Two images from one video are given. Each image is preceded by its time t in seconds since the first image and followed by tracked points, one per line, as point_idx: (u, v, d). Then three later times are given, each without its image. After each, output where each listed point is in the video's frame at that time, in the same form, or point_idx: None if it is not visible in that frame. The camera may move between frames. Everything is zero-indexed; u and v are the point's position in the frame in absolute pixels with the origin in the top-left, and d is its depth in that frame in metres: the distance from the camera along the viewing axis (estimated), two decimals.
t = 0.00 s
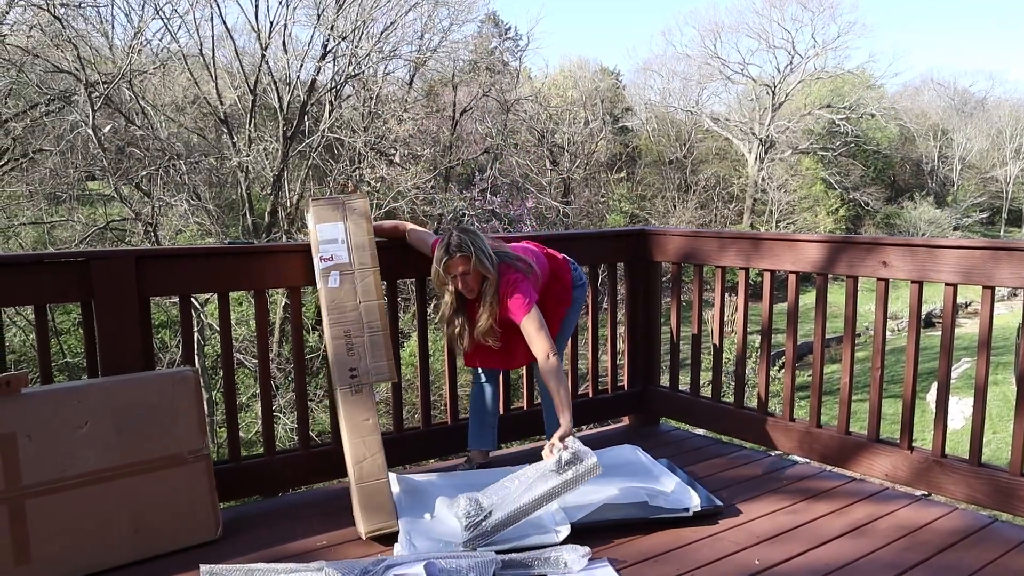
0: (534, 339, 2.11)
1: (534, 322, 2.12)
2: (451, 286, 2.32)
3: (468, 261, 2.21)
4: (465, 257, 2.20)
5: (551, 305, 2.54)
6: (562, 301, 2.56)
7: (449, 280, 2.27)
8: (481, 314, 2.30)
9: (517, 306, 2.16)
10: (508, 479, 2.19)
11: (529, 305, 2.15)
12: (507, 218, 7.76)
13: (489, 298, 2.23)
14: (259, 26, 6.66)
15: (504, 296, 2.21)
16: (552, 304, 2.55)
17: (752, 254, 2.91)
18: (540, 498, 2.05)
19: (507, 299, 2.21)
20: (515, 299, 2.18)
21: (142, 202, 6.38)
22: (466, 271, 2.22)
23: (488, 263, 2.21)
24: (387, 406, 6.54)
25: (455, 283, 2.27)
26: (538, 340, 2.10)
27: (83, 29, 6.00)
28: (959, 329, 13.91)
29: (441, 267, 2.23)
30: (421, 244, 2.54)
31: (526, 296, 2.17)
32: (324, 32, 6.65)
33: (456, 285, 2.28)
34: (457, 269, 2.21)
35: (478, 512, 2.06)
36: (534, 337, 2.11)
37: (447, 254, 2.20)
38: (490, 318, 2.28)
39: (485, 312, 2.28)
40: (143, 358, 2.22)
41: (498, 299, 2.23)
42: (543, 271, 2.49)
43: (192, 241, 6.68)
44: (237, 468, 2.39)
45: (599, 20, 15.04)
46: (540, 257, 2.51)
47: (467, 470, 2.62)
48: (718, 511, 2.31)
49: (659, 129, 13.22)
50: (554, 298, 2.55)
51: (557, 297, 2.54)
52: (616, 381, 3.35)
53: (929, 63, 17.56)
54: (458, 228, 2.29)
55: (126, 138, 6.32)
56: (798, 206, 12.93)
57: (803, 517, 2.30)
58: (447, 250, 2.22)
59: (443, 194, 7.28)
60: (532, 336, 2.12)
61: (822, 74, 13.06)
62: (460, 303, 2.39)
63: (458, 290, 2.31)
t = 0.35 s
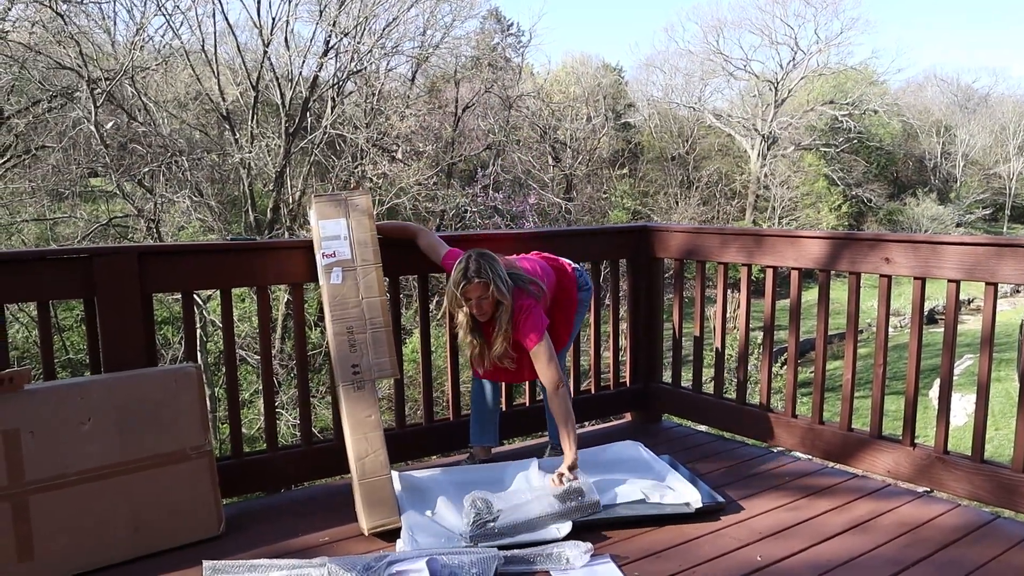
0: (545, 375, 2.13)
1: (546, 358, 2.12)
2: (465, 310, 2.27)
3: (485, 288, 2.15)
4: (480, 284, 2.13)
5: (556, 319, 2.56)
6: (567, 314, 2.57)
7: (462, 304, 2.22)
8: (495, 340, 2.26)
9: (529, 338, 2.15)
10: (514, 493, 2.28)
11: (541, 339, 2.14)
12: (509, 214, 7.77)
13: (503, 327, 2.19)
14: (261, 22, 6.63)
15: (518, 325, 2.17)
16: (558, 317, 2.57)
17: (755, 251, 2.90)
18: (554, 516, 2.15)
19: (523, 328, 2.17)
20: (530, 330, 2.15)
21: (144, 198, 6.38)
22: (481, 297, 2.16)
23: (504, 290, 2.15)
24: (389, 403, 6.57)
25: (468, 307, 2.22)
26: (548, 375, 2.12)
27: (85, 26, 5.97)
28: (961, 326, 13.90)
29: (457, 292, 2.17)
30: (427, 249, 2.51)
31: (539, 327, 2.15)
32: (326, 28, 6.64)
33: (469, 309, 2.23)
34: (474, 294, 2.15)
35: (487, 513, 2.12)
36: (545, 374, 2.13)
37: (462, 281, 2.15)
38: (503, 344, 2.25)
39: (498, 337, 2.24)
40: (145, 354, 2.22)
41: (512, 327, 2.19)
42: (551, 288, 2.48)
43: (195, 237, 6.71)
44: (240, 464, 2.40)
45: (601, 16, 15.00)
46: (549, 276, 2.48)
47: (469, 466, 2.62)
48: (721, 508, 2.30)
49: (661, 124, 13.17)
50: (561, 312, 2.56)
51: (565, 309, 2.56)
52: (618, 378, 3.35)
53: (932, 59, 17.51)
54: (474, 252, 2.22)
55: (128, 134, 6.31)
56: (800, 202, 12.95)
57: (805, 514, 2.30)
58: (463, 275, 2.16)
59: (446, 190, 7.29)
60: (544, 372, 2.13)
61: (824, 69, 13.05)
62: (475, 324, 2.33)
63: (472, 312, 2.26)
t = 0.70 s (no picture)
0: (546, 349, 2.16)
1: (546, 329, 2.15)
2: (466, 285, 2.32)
3: (485, 258, 2.21)
4: (479, 253, 2.20)
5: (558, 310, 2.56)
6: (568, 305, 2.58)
7: (463, 276, 2.28)
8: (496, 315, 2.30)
9: (530, 313, 2.18)
10: (514, 491, 2.28)
11: (543, 312, 2.17)
12: (510, 214, 7.78)
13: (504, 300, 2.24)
14: (262, 22, 6.65)
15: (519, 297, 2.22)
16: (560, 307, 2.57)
17: (756, 250, 2.90)
18: (555, 514, 2.15)
19: (522, 301, 2.22)
20: (530, 302, 2.18)
21: (146, 198, 6.38)
22: (480, 267, 2.22)
23: (503, 261, 2.22)
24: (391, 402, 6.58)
25: (469, 280, 2.27)
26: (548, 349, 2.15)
27: (87, 25, 5.98)
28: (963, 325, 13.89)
29: (458, 262, 2.23)
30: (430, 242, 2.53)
31: (541, 302, 2.18)
32: (327, 28, 6.64)
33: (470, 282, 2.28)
34: (474, 265, 2.21)
35: (489, 511, 2.13)
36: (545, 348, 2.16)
37: (462, 250, 2.21)
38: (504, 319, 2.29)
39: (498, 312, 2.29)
40: (147, 354, 2.22)
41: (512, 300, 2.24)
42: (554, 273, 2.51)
43: (196, 237, 6.71)
44: (242, 464, 2.40)
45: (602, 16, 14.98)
46: (552, 260, 2.52)
47: (471, 466, 2.62)
48: (722, 507, 2.30)
49: (663, 124, 13.15)
50: (563, 301, 2.57)
51: (567, 294, 2.57)
52: (620, 377, 3.34)
53: (934, 58, 17.49)
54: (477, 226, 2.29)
55: (129, 134, 6.30)
56: (801, 201, 12.97)
57: (806, 513, 2.29)
58: (463, 244, 2.22)
59: (447, 190, 7.29)
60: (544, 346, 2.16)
61: (825, 69, 13.02)
62: (475, 301, 2.39)
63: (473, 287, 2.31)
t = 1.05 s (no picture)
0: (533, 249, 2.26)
1: (536, 231, 2.25)
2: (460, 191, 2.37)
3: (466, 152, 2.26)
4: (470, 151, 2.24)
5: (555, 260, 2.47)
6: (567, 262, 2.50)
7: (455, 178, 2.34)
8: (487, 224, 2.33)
9: (524, 217, 2.26)
10: (515, 490, 2.29)
11: (531, 212, 2.26)
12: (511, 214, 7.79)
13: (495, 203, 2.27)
14: (264, 22, 6.68)
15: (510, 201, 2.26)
16: (559, 258, 2.49)
17: (758, 250, 2.89)
18: (556, 515, 2.14)
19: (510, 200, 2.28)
20: (521, 202, 2.26)
21: (147, 198, 6.40)
22: (468, 165, 2.27)
23: (496, 161, 2.27)
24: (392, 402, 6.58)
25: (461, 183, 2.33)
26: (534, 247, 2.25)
27: (89, 26, 6.00)
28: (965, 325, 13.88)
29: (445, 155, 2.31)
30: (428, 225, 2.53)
31: (532, 204, 2.26)
32: (328, 28, 6.68)
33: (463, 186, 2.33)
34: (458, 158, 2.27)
35: (490, 511, 2.12)
36: (532, 247, 2.25)
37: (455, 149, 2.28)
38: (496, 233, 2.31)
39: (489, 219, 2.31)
40: (149, 354, 2.23)
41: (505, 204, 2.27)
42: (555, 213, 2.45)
43: (198, 237, 6.71)
44: (243, 464, 2.41)
45: (604, 15, 14.98)
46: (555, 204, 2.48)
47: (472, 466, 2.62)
48: (724, 507, 2.30)
49: (664, 124, 13.13)
50: (561, 252, 2.49)
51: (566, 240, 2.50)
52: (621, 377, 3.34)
53: (935, 58, 17.48)
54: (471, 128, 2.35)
55: (131, 134, 6.30)
56: (803, 201, 13.01)
57: (808, 513, 2.29)
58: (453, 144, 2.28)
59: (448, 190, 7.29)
60: (532, 245, 2.25)
61: (827, 68, 13.06)
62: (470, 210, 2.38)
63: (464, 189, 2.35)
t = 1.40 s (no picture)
0: (507, 195, 2.26)
1: (518, 178, 2.26)
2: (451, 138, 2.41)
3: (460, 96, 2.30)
4: (460, 95, 2.28)
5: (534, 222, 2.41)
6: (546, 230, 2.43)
7: (445, 124, 2.38)
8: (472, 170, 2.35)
9: (509, 160, 2.27)
10: (515, 490, 2.29)
11: (517, 159, 2.27)
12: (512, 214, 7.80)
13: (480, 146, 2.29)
14: (264, 23, 6.70)
15: (493, 145, 2.28)
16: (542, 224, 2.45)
17: (758, 250, 2.89)
18: (556, 515, 2.14)
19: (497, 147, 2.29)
20: (508, 148, 2.27)
21: (148, 198, 6.41)
22: (457, 109, 2.32)
23: (485, 107, 2.30)
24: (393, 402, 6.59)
25: (450, 128, 2.37)
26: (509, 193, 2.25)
27: (89, 26, 6.01)
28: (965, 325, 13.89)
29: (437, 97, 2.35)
30: (410, 191, 2.60)
31: (519, 150, 2.27)
32: (329, 28, 6.71)
33: (453, 132, 2.37)
34: (452, 100, 2.31)
35: (490, 510, 2.12)
36: (507, 193, 2.26)
37: (444, 92, 2.32)
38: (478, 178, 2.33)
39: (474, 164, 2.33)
40: (149, 354, 2.23)
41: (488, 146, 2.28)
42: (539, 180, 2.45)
43: (198, 237, 6.72)
44: (243, 464, 2.41)
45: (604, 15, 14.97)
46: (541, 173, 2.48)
47: (472, 466, 2.62)
48: (724, 507, 2.30)
49: (665, 123, 13.13)
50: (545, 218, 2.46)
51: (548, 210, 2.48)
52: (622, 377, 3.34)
53: (936, 58, 17.48)
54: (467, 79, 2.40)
55: (132, 134, 6.30)
56: (804, 201, 12.99)
57: (808, 513, 2.29)
58: (443, 88, 2.32)
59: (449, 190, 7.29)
60: (507, 191, 2.26)
61: (827, 68, 13.03)
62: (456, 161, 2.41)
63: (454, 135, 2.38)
